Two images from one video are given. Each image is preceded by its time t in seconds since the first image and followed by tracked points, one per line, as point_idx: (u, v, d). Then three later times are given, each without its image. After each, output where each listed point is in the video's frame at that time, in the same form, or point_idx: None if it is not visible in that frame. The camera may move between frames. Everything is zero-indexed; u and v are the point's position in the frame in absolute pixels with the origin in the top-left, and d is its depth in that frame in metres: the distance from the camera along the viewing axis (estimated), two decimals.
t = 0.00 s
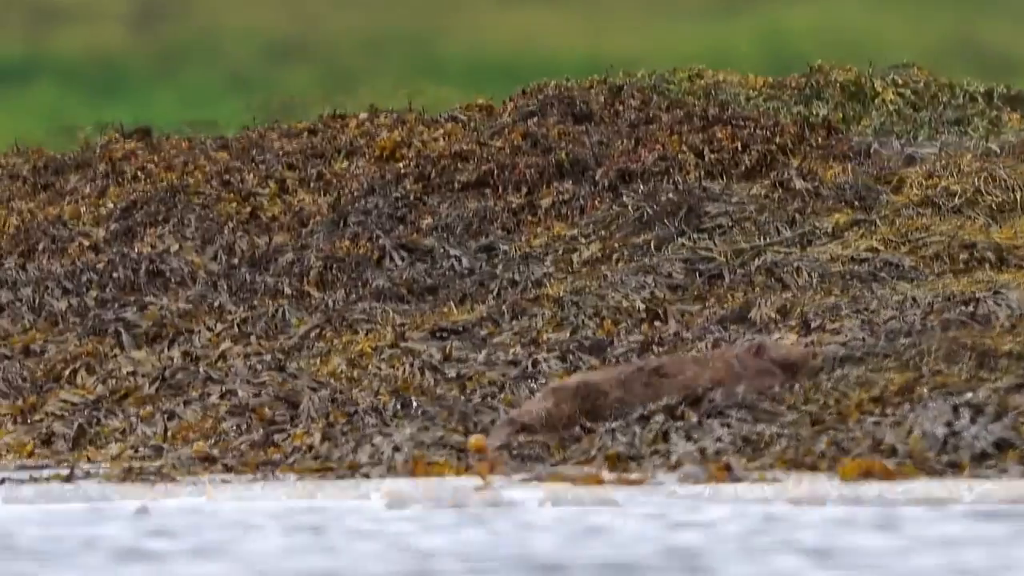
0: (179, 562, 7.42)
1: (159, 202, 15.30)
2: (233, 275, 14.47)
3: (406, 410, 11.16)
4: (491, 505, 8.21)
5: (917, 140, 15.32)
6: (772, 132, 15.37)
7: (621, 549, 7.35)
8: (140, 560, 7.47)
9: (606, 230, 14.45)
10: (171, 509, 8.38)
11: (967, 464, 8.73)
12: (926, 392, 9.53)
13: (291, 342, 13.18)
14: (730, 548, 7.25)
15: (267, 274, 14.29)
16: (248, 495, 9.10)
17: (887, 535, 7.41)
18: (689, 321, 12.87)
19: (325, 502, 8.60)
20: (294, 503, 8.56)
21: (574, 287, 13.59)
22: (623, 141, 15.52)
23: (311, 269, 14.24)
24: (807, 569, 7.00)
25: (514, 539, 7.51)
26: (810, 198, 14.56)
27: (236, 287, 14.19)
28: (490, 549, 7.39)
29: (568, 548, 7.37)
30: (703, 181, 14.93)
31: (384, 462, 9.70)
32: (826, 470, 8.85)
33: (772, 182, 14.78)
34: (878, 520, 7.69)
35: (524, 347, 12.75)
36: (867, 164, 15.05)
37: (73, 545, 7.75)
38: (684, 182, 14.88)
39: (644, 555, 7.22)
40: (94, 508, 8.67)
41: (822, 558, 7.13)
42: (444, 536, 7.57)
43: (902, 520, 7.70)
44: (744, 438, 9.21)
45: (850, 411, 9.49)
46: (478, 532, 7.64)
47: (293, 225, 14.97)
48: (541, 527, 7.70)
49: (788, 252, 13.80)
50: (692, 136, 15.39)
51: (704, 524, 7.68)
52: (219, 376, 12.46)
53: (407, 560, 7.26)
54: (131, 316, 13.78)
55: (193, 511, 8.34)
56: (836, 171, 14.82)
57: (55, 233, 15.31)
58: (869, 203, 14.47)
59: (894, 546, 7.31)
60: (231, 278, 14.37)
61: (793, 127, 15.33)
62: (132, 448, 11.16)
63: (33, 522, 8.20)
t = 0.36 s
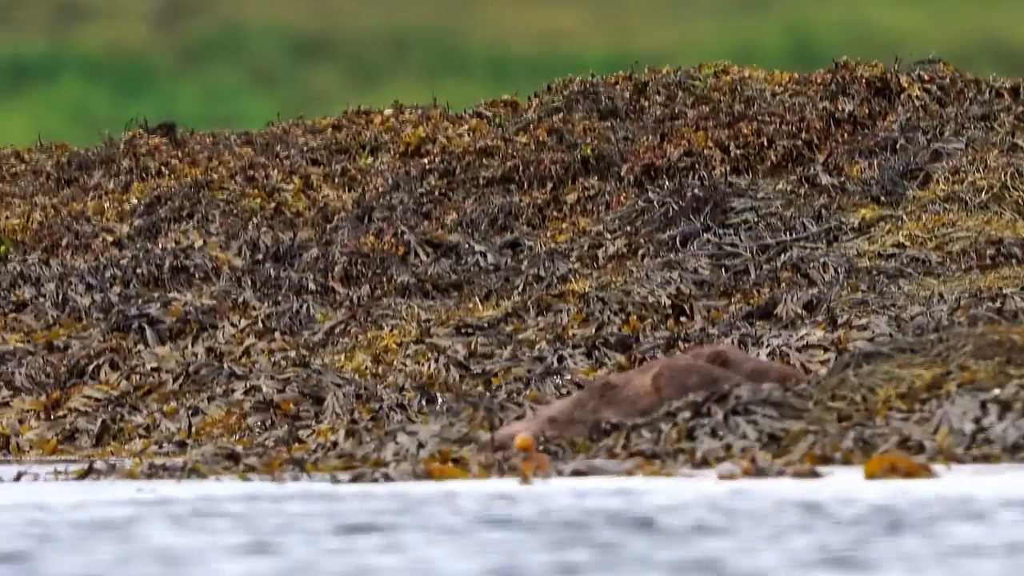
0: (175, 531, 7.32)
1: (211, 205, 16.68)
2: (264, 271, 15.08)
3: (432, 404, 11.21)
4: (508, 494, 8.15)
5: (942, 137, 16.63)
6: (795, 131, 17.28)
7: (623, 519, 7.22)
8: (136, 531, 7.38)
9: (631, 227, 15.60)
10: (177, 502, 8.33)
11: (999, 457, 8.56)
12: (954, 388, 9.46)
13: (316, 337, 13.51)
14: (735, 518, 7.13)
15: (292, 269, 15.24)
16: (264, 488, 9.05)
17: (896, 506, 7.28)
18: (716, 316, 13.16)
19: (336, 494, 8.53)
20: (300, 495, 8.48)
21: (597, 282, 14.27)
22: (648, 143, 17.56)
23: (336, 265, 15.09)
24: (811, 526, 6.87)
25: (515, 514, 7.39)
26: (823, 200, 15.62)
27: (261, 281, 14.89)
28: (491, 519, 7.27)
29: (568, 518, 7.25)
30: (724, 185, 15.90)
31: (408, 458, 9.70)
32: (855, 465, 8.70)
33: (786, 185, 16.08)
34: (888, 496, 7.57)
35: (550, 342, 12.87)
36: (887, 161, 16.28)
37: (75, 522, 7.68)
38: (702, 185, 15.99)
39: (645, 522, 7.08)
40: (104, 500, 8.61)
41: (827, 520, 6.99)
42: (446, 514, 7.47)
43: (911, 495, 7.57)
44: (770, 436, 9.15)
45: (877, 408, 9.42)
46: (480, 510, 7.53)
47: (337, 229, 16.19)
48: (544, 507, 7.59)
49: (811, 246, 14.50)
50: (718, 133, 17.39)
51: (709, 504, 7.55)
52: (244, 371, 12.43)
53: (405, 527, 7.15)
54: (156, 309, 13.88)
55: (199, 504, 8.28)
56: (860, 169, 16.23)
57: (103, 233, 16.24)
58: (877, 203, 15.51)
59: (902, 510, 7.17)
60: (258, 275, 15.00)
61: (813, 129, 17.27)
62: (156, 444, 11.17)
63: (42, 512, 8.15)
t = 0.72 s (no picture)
0: (180, 530, 7.28)
1: (236, 201, 16.65)
2: (289, 268, 15.05)
3: (457, 401, 11.15)
4: (524, 491, 8.08)
5: (969, 133, 16.49)
6: (821, 128, 17.17)
7: (632, 518, 7.17)
8: (141, 530, 7.35)
9: (657, 223, 15.52)
10: (189, 501, 8.29)
11: None
12: (981, 384, 9.36)
13: (341, 333, 13.47)
14: (745, 519, 7.07)
15: (317, 266, 15.20)
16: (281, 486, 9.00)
17: (908, 506, 7.20)
18: (742, 313, 13.06)
19: (351, 492, 8.48)
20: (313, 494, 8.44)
21: (623, 279, 14.20)
22: (673, 139, 17.47)
23: (361, 262, 15.05)
24: (821, 529, 6.80)
25: (525, 513, 7.34)
26: (849, 196, 15.53)
27: (286, 278, 14.86)
28: (500, 520, 7.22)
29: (578, 518, 7.20)
30: (750, 181, 15.80)
31: (433, 455, 9.64)
32: (881, 461, 8.62)
33: (812, 181, 16.01)
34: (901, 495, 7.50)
35: (575, 338, 12.80)
36: (914, 157, 16.16)
37: (82, 521, 7.65)
38: (728, 181, 15.88)
39: (654, 523, 7.03)
40: (118, 499, 8.57)
41: (837, 521, 6.92)
42: (455, 514, 7.42)
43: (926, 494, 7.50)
44: (795, 434, 9.07)
45: (905, 404, 9.32)
46: (489, 509, 7.48)
47: (362, 226, 16.16)
48: (554, 506, 7.53)
49: (838, 243, 14.41)
50: (744, 129, 17.29)
51: (721, 502, 7.49)
52: (268, 367, 12.37)
53: (412, 528, 7.11)
54: (180, 305, 13.84)
55: (211, 503, 8.24)
56: (886, 165, 16.12)
57: (127, 229, 16.22)
58: (904, 200, 15.42)
59: (915, 510, 7.10)
60: (282, 272, 14.97)
61: (837, 127, 17.16)
62: (180, 441, 11.13)
63: (53, 510, 8.12)
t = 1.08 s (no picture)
0: (187, 526, 7.21)
1: (261, 197, 16.60)
2: (314, 264, 14.99)
3: (482, 399, 11.08)
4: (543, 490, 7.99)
5: (997, 129, 16.34)
6: (849, 124, 17.05)
7: (644, 514, 7.07)
8: (149, 526, 7.28)
9: (683, 220, 15.42)
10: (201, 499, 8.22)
11: None
12: (1010, 379, 9.25)
13: (366, 330, 13.41)
14: (753, 513, 6.97)
15: (343, 262, 15.13)
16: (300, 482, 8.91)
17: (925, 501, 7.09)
18: (769, 310, 12.95)
19: (366, 489, 8.40)
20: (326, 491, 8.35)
21: (650, 275, 14.11)
22: (699, 135, 17.37)
23: (386, 258, 14.98)
24: (833, 521, 6.69)
25: (536, 511, 7.25)
26: (876, 192, 15.40)
27: (311, 274, 14.80)
28: (509, 515, 7.13)
29: (588, 514, 7.10)
30: (777, 177, 15.69)
31: (458, 451, 9.56)
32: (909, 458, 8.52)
33: (839, 178, 15.90)
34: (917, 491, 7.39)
35: (602, 335, 12.72)
36: (943, 152, 16.02)
37: (98, 518, 7.59)
38: (755, 177, 15.77)
39: (665, 518, 6.93)
40: (132, 495, 8.50)
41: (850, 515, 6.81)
42: (465, 511, 7.33)
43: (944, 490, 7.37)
44: (823, 432, 8.99)
45: (932, 401, 9.21)
46: (501, 507, 7.39)
47: (387, 222, 16.08)
48: (568, 504, 7.44)
49: (865, 239, 14.29)
50: (770, 125, 17.19)
51: (736, 501, 7.39)
52: (293, 365, 12.31)
53: (421, 523, 7.02)
54: (205, 301, 13.79)
55: (223, 500, 8.16)
56: (913, 161, 15.99)
57: (152, 225, 16.18)
58: (932, 196, 15.28)
59: (932, 505, 6.99)
60: (307, 268, 14.91)
61: (865, 123, 17.04)
62: (205, 438, 11.08)
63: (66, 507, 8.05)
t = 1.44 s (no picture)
0: (198, 526, 7.23)
1: (287, 193, 16.56)
2: (340, 260, 14.94)
3: (509, 396, 11.02)
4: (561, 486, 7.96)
5: None
6: (877, 120, 16.93)
7: (652, 512, 7.11)
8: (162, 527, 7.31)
9: (711, 215, 15.34)
10: (218, 496, 8.21)
11: None
12: None
13: (392, 326, 13.36)
14: (757, 514, 6.98)
15: (369, 259, 15.07)
16: (318, 477, 8.90)
17: (934, 497, 7.13)
18: (796, 306, 12.87)
19: (382, 484, 8.41)
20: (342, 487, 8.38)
21: (677, 271, 14.03)
22: (726, 131, 17.28)
23: (412, 254, 14.92)
24: (843, 523, 6.73)
25: (546, 508, 7.29)
26: (905, 188, 15.28)
27: (337, 271, 14.76)
28: (520, 514, 7.18)
29: (598, 514, 7.14)
30: (805, 173, 15.58)
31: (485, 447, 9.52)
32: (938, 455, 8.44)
33: (867, 174, 15.79)
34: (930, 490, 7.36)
35: (629, 331, 12.64)
36: (971, 147, 15.89)
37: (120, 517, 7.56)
38: (782, 172, 15.66)
39: (675, 519, 6.96)
40: (151, 493, 8.48)
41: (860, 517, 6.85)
42: (476, 508, 7.37)
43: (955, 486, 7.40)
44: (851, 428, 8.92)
45: (961, 397, 9.12)
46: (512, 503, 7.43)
47: (413, 218, 16.03)
48: (579, 500, 7.47)
49: (893, 236, 14.17)
50: (798, 121, 17.09)
51: (747, 497, 7.42)
52: (319, 361, 12.25)
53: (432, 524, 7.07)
54: (231, 297, 13.75)
55: (240, 497, 8.16)
56: (941, 156, 15.86)
57: (177, 221, 16.15)
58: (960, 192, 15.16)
59: (942, 506, 6.99)
60: (334, 265, 14.86)
61: (893, 118, 16.92)
62: (230, 435, 11.05)
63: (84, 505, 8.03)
